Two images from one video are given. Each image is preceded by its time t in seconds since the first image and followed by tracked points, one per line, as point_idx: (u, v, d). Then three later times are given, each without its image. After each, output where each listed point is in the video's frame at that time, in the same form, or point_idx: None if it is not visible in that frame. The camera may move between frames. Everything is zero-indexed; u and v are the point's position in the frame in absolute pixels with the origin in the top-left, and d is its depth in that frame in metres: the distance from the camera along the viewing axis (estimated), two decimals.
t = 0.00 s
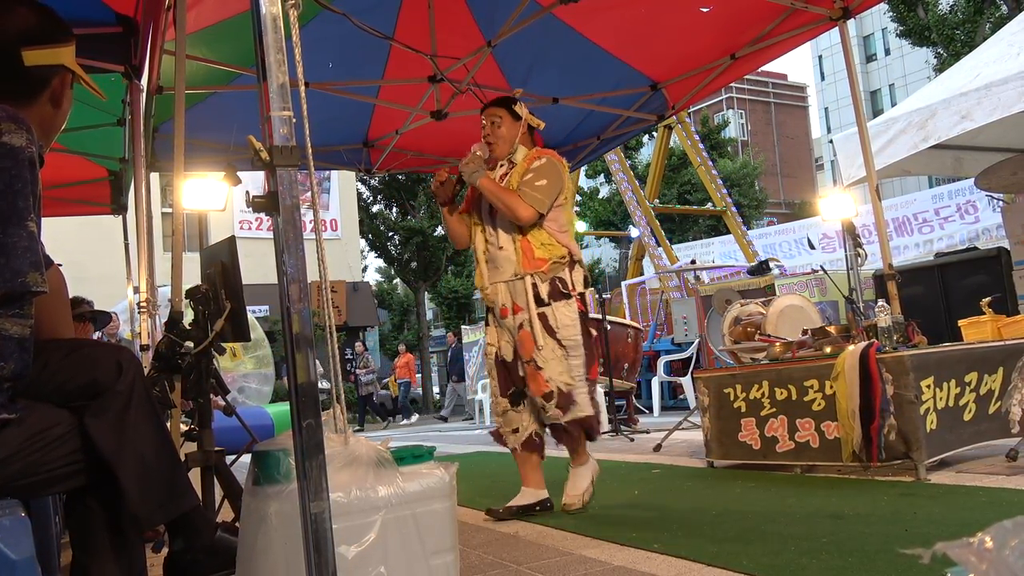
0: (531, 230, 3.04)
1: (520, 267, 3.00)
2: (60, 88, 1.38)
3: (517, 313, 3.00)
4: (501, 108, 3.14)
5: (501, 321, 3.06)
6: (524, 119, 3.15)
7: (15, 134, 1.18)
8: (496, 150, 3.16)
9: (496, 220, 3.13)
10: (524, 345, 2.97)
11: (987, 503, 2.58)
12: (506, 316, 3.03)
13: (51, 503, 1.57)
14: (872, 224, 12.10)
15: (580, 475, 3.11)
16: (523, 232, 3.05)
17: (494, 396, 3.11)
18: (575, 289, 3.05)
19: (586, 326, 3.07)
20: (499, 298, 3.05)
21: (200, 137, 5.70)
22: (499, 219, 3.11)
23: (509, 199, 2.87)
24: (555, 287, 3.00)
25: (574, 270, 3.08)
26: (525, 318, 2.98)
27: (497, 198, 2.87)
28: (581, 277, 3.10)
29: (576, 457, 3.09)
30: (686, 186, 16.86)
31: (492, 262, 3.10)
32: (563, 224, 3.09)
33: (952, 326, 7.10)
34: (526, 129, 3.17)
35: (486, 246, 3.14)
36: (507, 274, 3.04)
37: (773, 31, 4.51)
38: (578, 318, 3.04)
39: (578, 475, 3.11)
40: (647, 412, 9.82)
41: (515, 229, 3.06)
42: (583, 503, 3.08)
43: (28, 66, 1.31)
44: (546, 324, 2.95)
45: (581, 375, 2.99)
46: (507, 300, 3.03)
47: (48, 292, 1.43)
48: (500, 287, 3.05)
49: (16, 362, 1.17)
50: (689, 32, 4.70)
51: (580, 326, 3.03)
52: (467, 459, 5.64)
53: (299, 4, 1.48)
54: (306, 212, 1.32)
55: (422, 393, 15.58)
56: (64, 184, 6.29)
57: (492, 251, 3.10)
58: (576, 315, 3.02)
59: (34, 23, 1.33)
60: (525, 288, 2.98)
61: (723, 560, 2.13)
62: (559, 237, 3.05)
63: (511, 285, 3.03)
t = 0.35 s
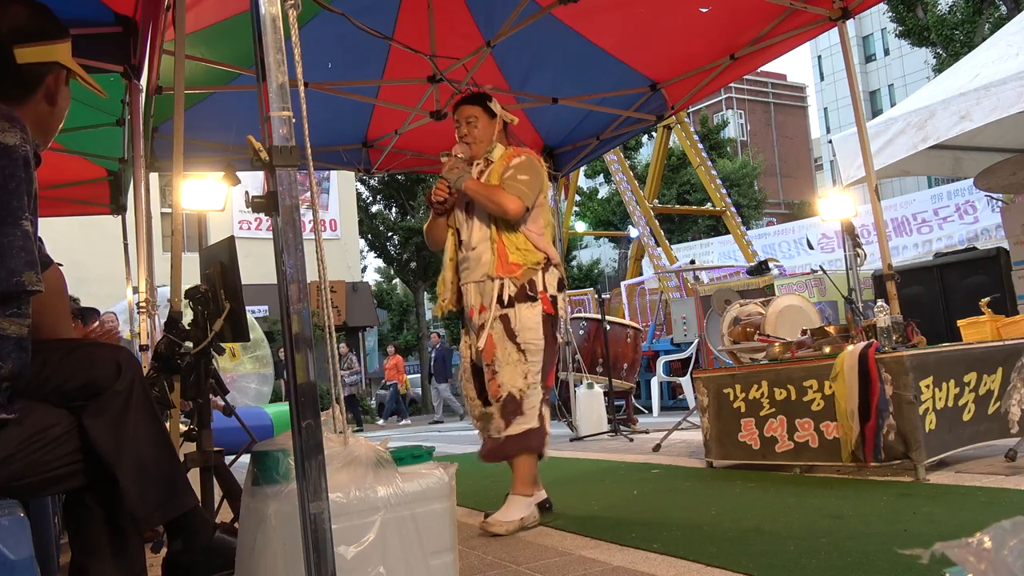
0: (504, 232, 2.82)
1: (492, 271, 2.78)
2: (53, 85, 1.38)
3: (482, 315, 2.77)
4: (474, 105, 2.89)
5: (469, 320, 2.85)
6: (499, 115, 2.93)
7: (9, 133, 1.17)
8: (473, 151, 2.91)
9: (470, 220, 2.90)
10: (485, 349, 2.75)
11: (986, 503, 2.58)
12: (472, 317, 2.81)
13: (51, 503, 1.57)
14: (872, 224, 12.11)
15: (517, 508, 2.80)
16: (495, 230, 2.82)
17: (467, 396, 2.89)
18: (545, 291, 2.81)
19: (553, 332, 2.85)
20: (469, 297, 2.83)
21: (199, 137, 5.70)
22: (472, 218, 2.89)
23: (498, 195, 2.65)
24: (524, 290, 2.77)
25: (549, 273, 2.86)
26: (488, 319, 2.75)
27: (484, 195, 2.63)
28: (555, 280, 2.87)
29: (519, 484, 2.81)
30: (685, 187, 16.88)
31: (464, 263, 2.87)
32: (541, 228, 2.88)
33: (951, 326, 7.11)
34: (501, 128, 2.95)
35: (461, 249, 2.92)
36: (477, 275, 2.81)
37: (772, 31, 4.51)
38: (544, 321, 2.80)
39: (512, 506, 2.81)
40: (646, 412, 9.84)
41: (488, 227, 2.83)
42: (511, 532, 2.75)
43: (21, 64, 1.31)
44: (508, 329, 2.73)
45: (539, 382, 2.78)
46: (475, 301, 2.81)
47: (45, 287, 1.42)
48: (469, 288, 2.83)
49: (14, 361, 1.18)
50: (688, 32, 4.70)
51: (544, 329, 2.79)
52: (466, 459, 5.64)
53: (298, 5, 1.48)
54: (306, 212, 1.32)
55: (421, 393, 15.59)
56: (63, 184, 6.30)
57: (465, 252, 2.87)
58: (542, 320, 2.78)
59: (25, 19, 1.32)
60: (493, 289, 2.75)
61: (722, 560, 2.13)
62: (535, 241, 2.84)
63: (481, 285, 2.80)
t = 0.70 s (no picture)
0: (491, 225, 2.80)
1: (478, 264, 2.76)
2: (33, 67, 1.43)
3: (470, 311, 2.76)
4: (455, 104, 2.86)
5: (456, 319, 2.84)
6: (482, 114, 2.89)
7: None
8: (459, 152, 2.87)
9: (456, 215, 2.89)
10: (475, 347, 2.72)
11: (984, 503, 2.58)
12: (460, 315, 2.80)
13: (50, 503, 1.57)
14: (871, 224, 12.12)
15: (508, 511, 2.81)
16: (481, 224, 2.80)
17: (443, 406, 2.93)
18: (535, 284, 2.78)
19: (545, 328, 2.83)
20: (455, 296, 2.83)
21: (199, 137, 5.70)
22: (459, 213, 2.88)
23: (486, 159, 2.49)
24: (513, 284, 2.74)
25: (538, 266, 2.83)
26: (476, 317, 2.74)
27: (475, 162, 2.45)
28: (545, 274, 2.84)
29: (513, 491, 2.82)
30: (684, 187, 16.89)
31: (451, 260, 2.86)
32: (529, 221, 2.87)
33: (950, 327, 7.11)
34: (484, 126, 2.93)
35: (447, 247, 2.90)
36: (464, 270, 2.80)
37: (770, 31, 4.51)
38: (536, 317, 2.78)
39: (504, 510, 2.81)
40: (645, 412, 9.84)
41: (474, 222, 2.82)
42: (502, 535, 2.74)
43: None
44: (501, 326, 2.71)
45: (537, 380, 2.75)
46: (462, 298, 2.80)
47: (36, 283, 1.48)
48: (456, 285, 2.82)
49: (12, 356, 1.19)
50: (687, 32, 4.70)
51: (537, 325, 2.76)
52: (466, 459, 5.65)
53: (297, 4, 1.48)
54: (305, 212, 1.31)
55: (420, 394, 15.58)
56: (62, 184, 6.30)
57: (451, 248, 2.87)
58: (533, 314, 2.75)
59: None
60: (480, 284, 2.73)
61: (721, 560, 2.13)
62: (522, 233, 2.82)
63: (467, 282, 2.79)
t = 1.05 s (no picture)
0: (481, 222, 2.78)
1: (465, 264, 2.75)
2: None
3: (455, 312, 2.76)
4: (454, 100, 2.86)
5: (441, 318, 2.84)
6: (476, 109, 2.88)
7: None
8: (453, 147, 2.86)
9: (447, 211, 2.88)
10: (459, 347, 2.74)
11: (983, 503, 2.59)
12: (445, 315, 2.80)
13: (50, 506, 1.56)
14: (870, 224, 12.13)
15: (508, 511, 2.80)
16: (471, 220, 2.79)
17: (433, 403, 2.94)
18: (519, 286, 2.79)
19: (530, 331, 2.82)
20: (441, 295, 2.82)
21: (198, 137, 5.70)
22: (450, 210, 2.87)
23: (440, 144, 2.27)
24: (498, 287, 2.74)
25: (525, 268, 2.83)
26: (462, 317, 2.75)
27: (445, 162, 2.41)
28: (532, 276, 2.84)
29: (509, 492, 2.81)
30: (683, 187, 16.91)
31: (438, 256, 2.85)
32: (518, 219, 2.86)
33: (948, 326, 7.12)
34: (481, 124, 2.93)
35: (437, 242, 2.88)
36: (451, 269, 2.79)
37: (769, 32, 4.52)
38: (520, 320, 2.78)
39: (503, 509, 2.81)
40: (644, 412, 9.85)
41: (465, 218, 2.81)
42: (501, 535, 2.73)
43: None
44: (483, 328, 2.71)
45: (519, 384, 2.75)
46: (448, 298, 2.79)
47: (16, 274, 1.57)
48: (442, 284, 2.81)
49: None
50: (685, 32, 4.70)
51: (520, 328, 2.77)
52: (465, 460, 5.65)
53: (296, 5, 1.48)
54: (303, 211, 1.31)
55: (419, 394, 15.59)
56: (61, 184, 6.30)
57: (439, 245, 2.86)
58: (518, 317, 2.76)
59: None
60: (466, 284, 2.73)
61: (720, 561, 2.13)
62: (509, 229, 2.81)
63: (453, 281, 2.79)
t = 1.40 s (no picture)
0: (469, 231, 2.77)
1: (454, 274, 2.78)
2: None
3: (446, 322, 2.79)
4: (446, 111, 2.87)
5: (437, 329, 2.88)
6: (454, 114, 2.84)
7: None
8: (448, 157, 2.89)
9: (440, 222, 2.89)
10: (449, 358, 2.75)
11: (982, 503, 2.59)
12: (438, 325, 2.84)
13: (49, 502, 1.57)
14: (869, 224, 12.13)
15: (507, 512, 2.79)
16: (461, 228, 2.80)
17: (421, 409, 2.97)
18: (508, 297, 2.73)
19: (521, 344, 2.75)
20: (434, 305, 2.86)
21: (198, 137, 5.70)
22: (442, 220, 2.88)
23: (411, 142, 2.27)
24: (486, 298, 2.72)
25: (515, 278, 2.78)
26: (452, 328, 2.77)
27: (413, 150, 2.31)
28: (522, 286, 2.78)
29: (508, 493, 2.81)
30: (682, 187, 16.92)
31: (433, 267, 2.90)
32: (507, 226, 2.78)
33: (948, 327, 7.12)
34: (464, 126, 2.87)
35: (432, 252, 2.93)
36: (442, 280, 2.83)
37: (767, 32, 4.52)
38: (510, 332, 2.72)
39: (502, 510, 2.80)
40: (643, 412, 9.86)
41: (454, 229, 2.82)
42: (501, 535, 2.73)
43: None
44: (472, 339, 2.70)
45: (510, 395, 2.72)
46: (440, 309, 2.84)
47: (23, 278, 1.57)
48: (434, 295, 2.85)
49: None
50: (684, 31, 4.70)
51: (510, 340, 2.72)
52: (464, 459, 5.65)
53: (296, 5, 1.48)
54: (302, 212, 1.31)
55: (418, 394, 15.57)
56: (60, 184, 6.30)
57: (434, 255, 2.90)
58: (507, 328, 2.71)
59: None
60: (455, 295, 2.75)
61: (720, 560, 2.13)
62: (498, 236, 2.76)
63: (445, 291, 2.82)
